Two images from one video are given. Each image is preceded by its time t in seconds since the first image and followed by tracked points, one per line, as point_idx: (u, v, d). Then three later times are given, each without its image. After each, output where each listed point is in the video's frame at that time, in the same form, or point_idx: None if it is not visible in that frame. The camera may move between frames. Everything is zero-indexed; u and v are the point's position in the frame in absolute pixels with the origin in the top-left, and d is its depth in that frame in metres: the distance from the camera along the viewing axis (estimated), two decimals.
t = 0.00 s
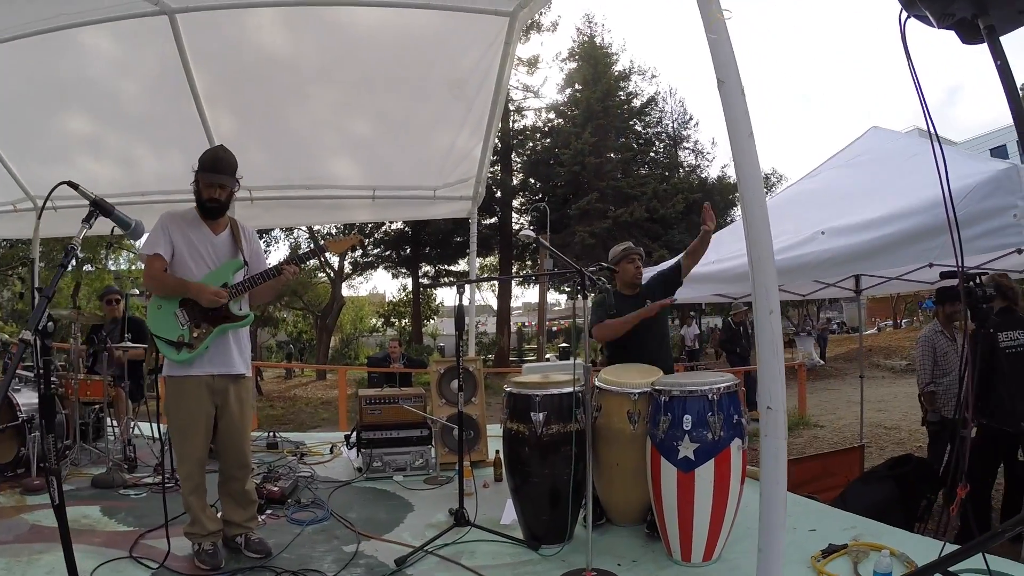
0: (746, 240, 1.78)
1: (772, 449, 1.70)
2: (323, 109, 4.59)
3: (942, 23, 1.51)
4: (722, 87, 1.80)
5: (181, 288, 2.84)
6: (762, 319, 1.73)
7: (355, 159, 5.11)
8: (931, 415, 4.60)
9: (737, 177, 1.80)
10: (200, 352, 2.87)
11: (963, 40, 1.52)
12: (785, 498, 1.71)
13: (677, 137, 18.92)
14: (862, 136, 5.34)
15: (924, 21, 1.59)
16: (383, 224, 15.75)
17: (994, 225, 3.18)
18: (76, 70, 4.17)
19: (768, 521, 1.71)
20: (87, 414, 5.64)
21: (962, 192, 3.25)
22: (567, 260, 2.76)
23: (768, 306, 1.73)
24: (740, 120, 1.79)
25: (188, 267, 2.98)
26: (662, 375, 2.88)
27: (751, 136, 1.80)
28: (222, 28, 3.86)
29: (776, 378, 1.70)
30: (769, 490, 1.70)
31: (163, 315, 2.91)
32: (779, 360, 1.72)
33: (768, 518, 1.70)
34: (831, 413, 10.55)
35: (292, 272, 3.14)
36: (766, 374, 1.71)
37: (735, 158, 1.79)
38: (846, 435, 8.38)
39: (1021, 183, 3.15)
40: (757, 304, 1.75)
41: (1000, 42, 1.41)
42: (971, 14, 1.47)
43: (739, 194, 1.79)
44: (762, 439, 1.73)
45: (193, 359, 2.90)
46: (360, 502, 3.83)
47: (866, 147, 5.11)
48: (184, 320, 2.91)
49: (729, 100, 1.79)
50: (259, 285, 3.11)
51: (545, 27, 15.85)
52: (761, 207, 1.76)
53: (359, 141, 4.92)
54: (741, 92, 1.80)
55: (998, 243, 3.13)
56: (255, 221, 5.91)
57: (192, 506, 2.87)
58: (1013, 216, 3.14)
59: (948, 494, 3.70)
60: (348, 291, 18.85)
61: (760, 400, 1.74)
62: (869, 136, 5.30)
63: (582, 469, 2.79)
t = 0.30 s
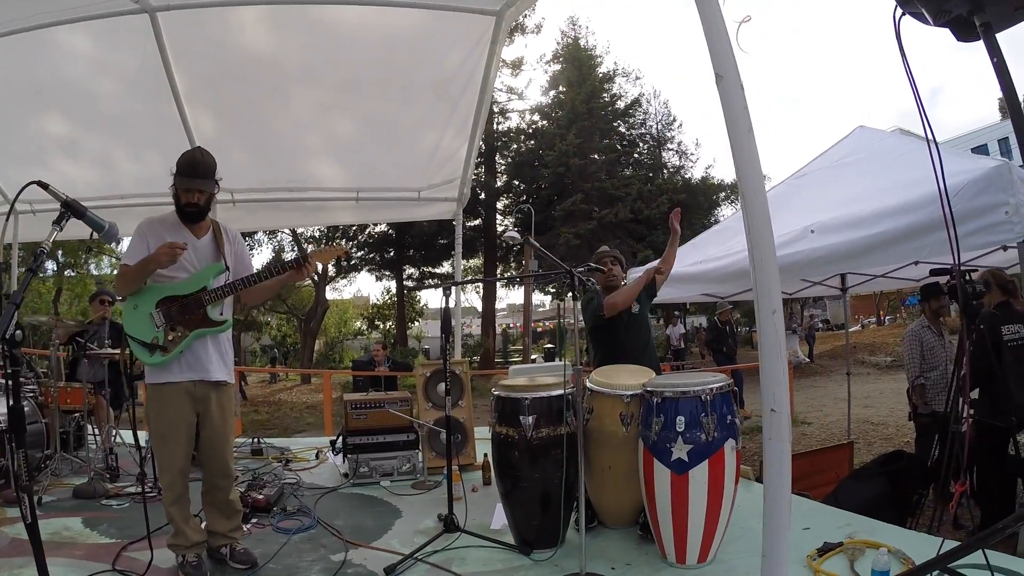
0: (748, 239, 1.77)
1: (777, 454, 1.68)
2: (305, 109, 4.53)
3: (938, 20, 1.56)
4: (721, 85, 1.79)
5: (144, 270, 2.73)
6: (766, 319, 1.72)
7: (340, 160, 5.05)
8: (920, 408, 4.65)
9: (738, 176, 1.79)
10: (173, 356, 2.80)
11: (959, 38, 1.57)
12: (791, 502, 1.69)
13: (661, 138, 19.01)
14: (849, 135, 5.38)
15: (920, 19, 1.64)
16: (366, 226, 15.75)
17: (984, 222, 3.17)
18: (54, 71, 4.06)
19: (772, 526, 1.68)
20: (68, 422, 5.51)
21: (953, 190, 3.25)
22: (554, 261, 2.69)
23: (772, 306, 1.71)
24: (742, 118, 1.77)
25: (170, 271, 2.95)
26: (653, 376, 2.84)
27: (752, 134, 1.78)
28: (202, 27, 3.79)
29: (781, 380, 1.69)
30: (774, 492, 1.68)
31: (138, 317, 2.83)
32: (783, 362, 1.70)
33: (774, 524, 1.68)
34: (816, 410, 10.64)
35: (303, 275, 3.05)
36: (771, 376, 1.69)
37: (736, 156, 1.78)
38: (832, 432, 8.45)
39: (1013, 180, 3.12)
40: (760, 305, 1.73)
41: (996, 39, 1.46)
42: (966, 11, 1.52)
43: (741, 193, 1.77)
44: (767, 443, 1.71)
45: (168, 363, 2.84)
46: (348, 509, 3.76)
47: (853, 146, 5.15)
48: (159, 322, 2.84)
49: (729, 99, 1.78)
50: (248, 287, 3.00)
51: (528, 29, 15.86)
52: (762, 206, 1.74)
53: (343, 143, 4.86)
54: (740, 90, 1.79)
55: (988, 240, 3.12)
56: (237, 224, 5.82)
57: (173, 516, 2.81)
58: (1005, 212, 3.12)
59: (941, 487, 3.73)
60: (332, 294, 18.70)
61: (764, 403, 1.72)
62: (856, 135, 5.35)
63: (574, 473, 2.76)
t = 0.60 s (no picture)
0: (744, 239, 1.74)
1: (769, 461, 1.66)
2: (288, 96, 4.42)
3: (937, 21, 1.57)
4: (720, 81, 1.76)
5: (115, 274, 2.70)
6: (762, 319, 1.69)
7: (324, 150, 4.95)
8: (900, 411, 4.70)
9: (735, 175, 1.77)
10: (147, 351, 2.71)
11: (956, 38, 1.56)
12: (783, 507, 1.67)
13: (648, 136, 19.02)
14: (839, 137, 5.40)
15: (918, 17, 1.63)
16: (351, 218, 15.66)
17: (977, 227, 3.11)
18: (32, 52, 3.92)
19: (763, 531, 1.67)
20: (42, 413, 5.37)
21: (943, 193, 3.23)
22: (539, 256, 2.65)
23: (768, 306, 1.69)
24: (741, 116, 1.75)
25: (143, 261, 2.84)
26: (638, 375, 2.81)
27: (750, 132, 1.76)
28: (184, 9, 3.67)
29: (776, 383, 1.67)
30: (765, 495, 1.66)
31: (114, 311, 2.76)
32: (778, 365, 1.68)
33: (766, 529, 1.66)
34: (797, 411, 10.72)
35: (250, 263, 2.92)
36: (765, 378, 1.68)
37: (733, 154, 1.75)
38: (813, 434, 8.51)
39: (1006, 185, 3.04)
40: (755, 305, 1.71)
41: (996, 41, 1.43)
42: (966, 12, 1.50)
43: (739, 192, 1.75)
44: (760, 448, 1.69)
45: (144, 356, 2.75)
46: (326, 505, 3.69)
47: (842, 149, 5.16)
48: (134, 316, 2.76)
49: (727, 95, 1.75)
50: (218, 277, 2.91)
51: (518, 23, 15.75)
52: (759, 205, 1.72)
53: (327, 132, 4.76)
54: (739, 87, 1.76)
55: (980, 245, 3.06)
56: (219, 213, 5.70)
57: (146, 512, 2.72)
58: (998, 218, 3.06)
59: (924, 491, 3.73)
60: (315, 286, 18.50)
61: (758, 407, 1.70)
62: (846, 137, 5.37)
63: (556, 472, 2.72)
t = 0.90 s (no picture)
0: (742, 239, 1.70)
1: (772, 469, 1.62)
2: (269, 95, 4.33)
3: (937, 8, 1.66)
4: (715, 76, 1.71)
5: (84, 289, 2.68)
6: (762, 321, 1.65)
7: (308, 150, 4.85)
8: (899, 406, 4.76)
9: (732, 172, 1.72)
10: (122, 360, 2.63)
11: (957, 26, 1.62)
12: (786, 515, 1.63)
13: (638, 135, 19.00)
14: (829, 133, 5.40)
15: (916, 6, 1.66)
16: (341, 219, 15.57)
17: (972, 222, 3.07)
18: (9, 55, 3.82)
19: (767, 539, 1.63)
20: (26, 422, 5.25)
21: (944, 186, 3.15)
22: (529, 255, 2.59)
23: (768, 307, 1.64)
24: (740, 111, 1.71)
25: (119, 269, 2.76)
26: (630, 377, 2.76)
27: (748, 128, 1.72)
28: (163, 9, 3.59)
29: (778, 387, 1.63)
30: (767, 503, 1.63)
31: (88, 318, 2.72)
32: (780, 368, 1.64)
33: (768, 539, 1.62)
34: (791, 409, 10.71)
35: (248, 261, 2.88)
36: (766, 383, 1.64)
37: (731, 151, 1.71)
38: (808, 431, 8.49)
39: (1004, 177, 3.01)
40: (754, 307, 1.67)
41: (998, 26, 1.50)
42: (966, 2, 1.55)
43: (737, 190, 1.71)
44: (761, 456, 1.65)
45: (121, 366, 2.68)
46: (314, 514, 3.62)
47: (833, 146, 5.16)
48: (109, 324, 2.70)
49: (724, 90, 1.70)
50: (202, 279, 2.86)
51: (507, 23, 15.69)
52: (756, 204, 1.69)
53: (311, 132, 4.67)
54: (736, 82, 1.71)
55: (976, 240, 3.02)
56: (204, 217, 5.60)
57: (127, 524, 2.65)
58: (996, 211, 3.01)
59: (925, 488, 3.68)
60: (306, 290, 18.36)
61: (759, 413, 1.66)
62: (836, 133, 5.37)
63: (546, 478, 2.65)
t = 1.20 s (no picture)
0: (738, 256, 1.72)
1: (767, 497, 1.65)
2: (255, 99, 4.27)
3: (935, 10, 1.82)
4: (712, 92, 1.72)
5: (56, 299, 2.61)
6: (758, 345, 1.67)
7: (293, 154, 4.80)
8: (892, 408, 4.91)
9: (729, 190, 1.73)
10: (92, 368, 2.57)
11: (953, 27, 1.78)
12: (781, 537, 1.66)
13: (629, 142, 19.04)
14: (822, 138, 5.42)
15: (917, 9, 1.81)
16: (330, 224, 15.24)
17: (970, 229, 3.06)
18: None
19: (762, 559, 1.66)
20: (7, 429, 5.12)
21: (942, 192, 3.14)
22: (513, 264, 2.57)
23: (764, 323, 1.66)
24: (737, 127, 1.72)
25: (90, 275, 2.70)
26: (619, 389, 2.72)
27: (745, 147, 1.72)
28: (148, 11, 3.53)
29: (774, 407, 1.65)
30: (762, 527, 1.65)
31: (60, 326, 2.65)
32: (777, 389, 1.66)
33: (764, 560, 1.66)
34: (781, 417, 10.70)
35: (224, 260, 2.89)
36: (761, 404, 1.66)
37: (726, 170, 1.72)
38: (799, 439, 8.47)
39: (1003, 184, 3.00)
40: (749, 326, 1.69)
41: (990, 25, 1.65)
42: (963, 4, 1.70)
43: (735, 209, 1.72)
44: (756, 484, 1.68)
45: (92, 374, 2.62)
46: (297, 526, 3.54)
47: (825, 152, 5.18)
48: (80, 332, 2.62)
49: (721, 105, 1.71)
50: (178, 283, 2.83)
51: (498, 29, 15.71)
52: (754, 225, 1.70)
53: (295, 136, 4.62)
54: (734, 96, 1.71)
55: (976, 246, 3.01)
56: (189, 222, 5.52)
57: (101, 537, 2.59)
58: (993, 218, 3.00)
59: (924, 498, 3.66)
60: (295, 296, 18.22)
61: (755, 438, 1.68)
62: (828, 139, 5.40)
63: (532, 492, 2.60)
